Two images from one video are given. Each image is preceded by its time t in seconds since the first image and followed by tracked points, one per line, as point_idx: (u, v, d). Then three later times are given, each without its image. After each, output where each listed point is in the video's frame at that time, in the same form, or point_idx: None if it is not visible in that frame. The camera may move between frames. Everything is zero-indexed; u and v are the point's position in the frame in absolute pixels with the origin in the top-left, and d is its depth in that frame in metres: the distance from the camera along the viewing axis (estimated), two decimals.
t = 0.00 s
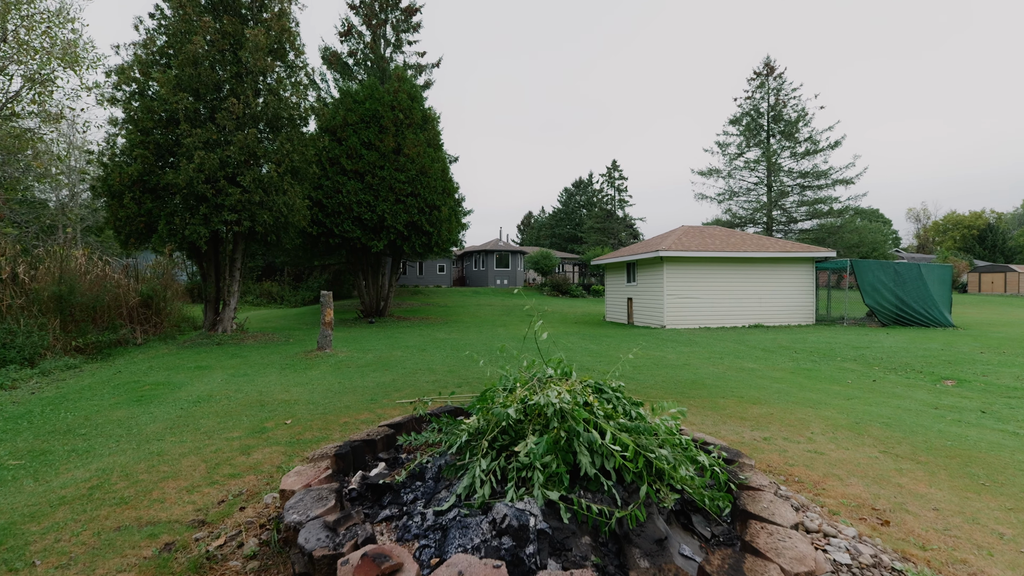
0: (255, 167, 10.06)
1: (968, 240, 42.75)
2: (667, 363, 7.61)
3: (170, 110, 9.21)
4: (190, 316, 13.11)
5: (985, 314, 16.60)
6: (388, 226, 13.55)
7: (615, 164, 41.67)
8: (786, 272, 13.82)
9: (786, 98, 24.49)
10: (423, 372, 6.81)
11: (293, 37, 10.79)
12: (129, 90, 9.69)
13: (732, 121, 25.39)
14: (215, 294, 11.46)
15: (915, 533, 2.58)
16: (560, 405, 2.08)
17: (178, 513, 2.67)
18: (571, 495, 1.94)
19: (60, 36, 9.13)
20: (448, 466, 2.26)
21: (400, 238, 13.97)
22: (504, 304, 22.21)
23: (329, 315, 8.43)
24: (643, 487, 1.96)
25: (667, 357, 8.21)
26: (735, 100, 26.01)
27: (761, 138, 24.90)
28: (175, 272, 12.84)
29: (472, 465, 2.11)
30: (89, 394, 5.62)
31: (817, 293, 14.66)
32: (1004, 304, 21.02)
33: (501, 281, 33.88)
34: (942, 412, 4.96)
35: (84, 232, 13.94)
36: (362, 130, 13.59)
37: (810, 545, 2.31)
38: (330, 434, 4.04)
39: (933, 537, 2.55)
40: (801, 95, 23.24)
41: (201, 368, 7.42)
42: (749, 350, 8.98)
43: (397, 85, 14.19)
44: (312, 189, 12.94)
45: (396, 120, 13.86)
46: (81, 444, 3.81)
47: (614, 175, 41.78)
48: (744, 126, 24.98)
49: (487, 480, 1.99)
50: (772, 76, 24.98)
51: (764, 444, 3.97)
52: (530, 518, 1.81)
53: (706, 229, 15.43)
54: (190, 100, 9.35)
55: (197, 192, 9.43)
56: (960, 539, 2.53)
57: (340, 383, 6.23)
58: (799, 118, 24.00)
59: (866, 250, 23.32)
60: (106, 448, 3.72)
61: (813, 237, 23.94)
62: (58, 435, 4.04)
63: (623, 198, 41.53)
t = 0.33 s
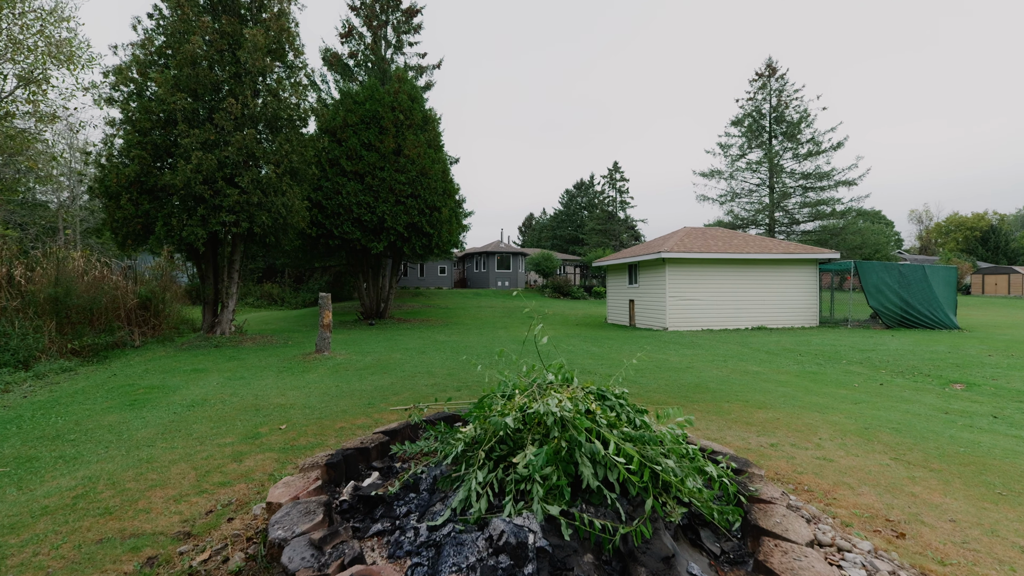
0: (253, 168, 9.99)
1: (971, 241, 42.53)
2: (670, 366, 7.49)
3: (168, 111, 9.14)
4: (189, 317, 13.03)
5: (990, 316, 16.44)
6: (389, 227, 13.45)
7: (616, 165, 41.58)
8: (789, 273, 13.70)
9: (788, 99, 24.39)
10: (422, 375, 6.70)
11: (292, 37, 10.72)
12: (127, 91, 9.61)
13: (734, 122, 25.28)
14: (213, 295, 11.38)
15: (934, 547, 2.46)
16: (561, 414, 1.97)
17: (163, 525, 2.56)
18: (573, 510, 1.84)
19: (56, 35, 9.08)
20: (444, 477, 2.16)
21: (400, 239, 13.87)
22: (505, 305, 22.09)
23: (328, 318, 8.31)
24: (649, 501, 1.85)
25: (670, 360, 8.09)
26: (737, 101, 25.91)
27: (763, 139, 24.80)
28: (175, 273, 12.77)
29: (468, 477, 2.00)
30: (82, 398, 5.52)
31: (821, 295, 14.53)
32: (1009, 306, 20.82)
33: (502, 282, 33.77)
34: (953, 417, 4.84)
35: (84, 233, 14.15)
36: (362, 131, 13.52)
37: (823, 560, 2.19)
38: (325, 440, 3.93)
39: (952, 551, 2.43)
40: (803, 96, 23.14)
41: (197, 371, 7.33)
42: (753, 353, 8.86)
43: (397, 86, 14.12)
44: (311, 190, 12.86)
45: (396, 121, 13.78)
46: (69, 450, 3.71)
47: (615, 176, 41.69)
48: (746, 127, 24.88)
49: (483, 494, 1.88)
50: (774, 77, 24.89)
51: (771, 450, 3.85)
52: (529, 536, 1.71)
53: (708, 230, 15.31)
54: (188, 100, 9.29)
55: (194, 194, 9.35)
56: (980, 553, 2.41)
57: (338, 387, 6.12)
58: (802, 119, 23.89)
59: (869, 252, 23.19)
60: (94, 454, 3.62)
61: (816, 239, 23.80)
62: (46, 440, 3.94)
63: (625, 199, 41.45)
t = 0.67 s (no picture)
0: (252, 168, 9.92)
1: (973, 242, 42.33)
2: (673, 369, 7.38)
3: (166, 111, 9.08)
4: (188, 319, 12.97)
5: (994, 317, 16.33)
6: (389, 228, 13.38)
7: (617, 166, 41.50)
8: (792, 274, 13.59)
9: (790, 99, 24.29)
10: (421, 377, 6.61)
11: (292, 37, 10.67)
12: (125, 91, 9.57)
13: (736, 123, 25.19)
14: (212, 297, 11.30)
15: (950, 559, 2.36)
16: (561, 420, 1.88)
17: (148, 534, 2.47)
18: (572, 522, 1.74)
19: (52, 35, 9.04)
20: (438, 485, 2.07)
21: (400, 240, 13.79)
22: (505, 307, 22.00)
23: (326, 319, 8.23)
24: (654, 512, 1.76)
25: (672, 362, 7.99)
26: (738, 102, 25.82)
27: (765, 139, 24.70)
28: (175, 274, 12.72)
29: (463, 486, 1.91)
30: (75, 401, 5.44)
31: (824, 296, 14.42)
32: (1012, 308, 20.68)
33: (503, 284, 33.67)
34: (962, 421, 4.73)
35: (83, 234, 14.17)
36: (362, 131, 13.46)
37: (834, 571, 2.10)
38: (320, 444, 3.84)
39: (969, 564, 2.32)
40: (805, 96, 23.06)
41: (194, 373, 7.24)
42: (757, 354, 8.75)
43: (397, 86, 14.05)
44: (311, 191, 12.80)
45: (397, 122, 13.71)
46: (57, 455, 3.62)
47: (616, 178, 41.61)
48: (748, 128, 24.78)
49: (478, 504, 1.78)
50: (776, 77, 24.80)
51: (777, 455, 3.75)
52: (526, 550, 1.63)
53: (710, 230, 15.20)
54: (187, 100, 9.23)
55: (192, 194, 9.28)
56: (997, 564, 2.31)
57: (335, 389, 6.03)
58: (804, 120, 23.80)
59: (871, 253, 23.09)
60: (82, 460, 3.53)
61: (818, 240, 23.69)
62: (35, 445, 3.86)
63: (626, 200, 41.38)
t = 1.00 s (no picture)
0: (252, 167, 9.88)
1: (976, 242, 42.11)
2: (675, 370, 7.29)
3: (165, 110, 9.05)
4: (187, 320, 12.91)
5: (998, 318, 16.22)
6: (389, 228, 13.32)
7: (618, 167, 41.41)
8: (795, 275, 13.49)
9: (792, 99, 24.19)
10: (420, 378, 6.54)
11: (291, 36, 10.61)
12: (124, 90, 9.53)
13: (737, 124, 25.09)
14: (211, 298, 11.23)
15: (964, 567, 2.28)
16: (560, 424, 1.80)
17: (135, 540, 2.40)
18: (572, 531, 1.67)
19: (50, 35, 8.99)
20: (433, 492, 1.99)
21: (400, 241, 13.72)
22: (506, 308, 21.92)
23: (326, 319, 8.16)
24: (657, 521, 1.68)
25: (674, 363, 7.89)
26: (740, 102, 25.74)
27: (767, 140, 24.60)
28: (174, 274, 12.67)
29: (458, 493, 1.83)
30: (70, 402, 5.38)
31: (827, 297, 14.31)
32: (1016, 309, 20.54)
33: (504, 285, 33.58)
34: (971, 423, 4.64)
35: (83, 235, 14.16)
36: (362, 131, 13.40)
37: None
38: (316, 447, 3.77)
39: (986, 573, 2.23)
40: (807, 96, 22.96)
41: (191, 374, 7.17)
42: (760, 355, 8.65)
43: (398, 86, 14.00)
44: (311, 191, 12.75)
45: (397, 121, 13.66)
46: (48, 458, 3.55)
47: (618, 178, 41.53)
48: (749, 128, 24.68)
49: (474, 512, 1.70)
50: (778, 77, 24.69)
51: (783, 459, 3.67)
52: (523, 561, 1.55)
53: (713, 231, 15.10)
54: (186, 99, 9.19)
55: (190, 194, 9.23)
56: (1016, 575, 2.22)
57: (333, 391, 5.96)
58: (806, 120, 23.69)
59: (874, 253, 22.95)
60: (73, 462, 3.46)
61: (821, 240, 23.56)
62: (25, 447, 3.79)
63: (627, 201, 41.30)
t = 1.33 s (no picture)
0: (251, 167, 9.83)
1: (980, 243, 41.92)
2: (677, 371, 7.21)
3: (164, 110, 9.00)
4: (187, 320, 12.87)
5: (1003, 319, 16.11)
6: (389, 228, 13.25)
7: (620, 167, 41.32)
8: (797, 275, 13.39)
9: (794, 99, 24.10)
10: (419, 379, 6.47)
11: (291, 35, 10.55)
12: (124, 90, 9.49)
13: (739, 124, 25.00)
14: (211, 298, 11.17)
15: None
16: (559, 427, 1.72)
17: (122, 546, 2.33)
18: (572, 540, 1.59)
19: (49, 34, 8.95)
20: (427, 498, 1.92)
21: (400, 241, 13.65)
22: (507, 309, 21.84)
23: (324, 320, 8.09)
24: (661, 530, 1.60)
25: (676, 364, 7.81)
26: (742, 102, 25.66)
27: (769, 140, 24.49)
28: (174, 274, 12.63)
29: (453, 499, 1.75)
30: (65, 403, 5.31)
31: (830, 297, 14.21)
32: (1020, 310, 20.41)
33: (505, 285, 33.48)
34: (980, 426, 4.55)
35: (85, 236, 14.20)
36: (362, 131, 13.35)
37: None
38: (311, 449, 3.70)
39: None
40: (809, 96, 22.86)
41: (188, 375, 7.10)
42: (763, 356, 8.56)
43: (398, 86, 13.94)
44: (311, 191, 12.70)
45: (397, 121, 13.60)
46: (38, 460, 3.49)
47: (619, 179, 41.44)
48: (751, 129, 24.60)
49: (469, 520, 1.62)
50: (780, 77, 24.59)
51: (789, 462, 3.58)
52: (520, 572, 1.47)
53: (715, 231, 15.00)
54: (184, 99, 9.14)
55: (189, 193, 9.18)
56: None
57: (331, 392, 5.89)
58: (808, 120, 23.59)
59: (877, 253, 22.82)
60: (63, 465, 3.39)
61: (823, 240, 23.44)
62: (16, 449, 3.73)
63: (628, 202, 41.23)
